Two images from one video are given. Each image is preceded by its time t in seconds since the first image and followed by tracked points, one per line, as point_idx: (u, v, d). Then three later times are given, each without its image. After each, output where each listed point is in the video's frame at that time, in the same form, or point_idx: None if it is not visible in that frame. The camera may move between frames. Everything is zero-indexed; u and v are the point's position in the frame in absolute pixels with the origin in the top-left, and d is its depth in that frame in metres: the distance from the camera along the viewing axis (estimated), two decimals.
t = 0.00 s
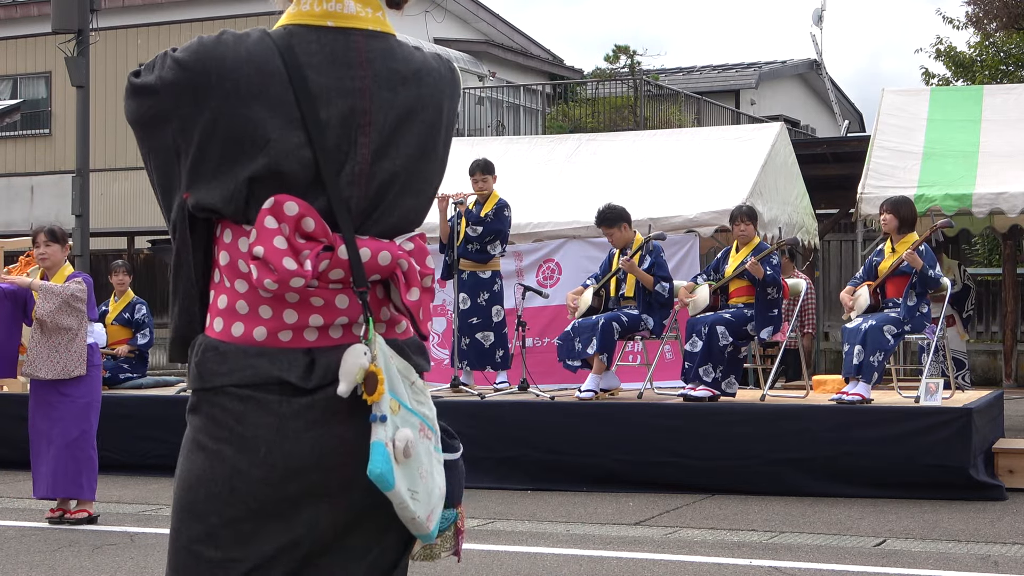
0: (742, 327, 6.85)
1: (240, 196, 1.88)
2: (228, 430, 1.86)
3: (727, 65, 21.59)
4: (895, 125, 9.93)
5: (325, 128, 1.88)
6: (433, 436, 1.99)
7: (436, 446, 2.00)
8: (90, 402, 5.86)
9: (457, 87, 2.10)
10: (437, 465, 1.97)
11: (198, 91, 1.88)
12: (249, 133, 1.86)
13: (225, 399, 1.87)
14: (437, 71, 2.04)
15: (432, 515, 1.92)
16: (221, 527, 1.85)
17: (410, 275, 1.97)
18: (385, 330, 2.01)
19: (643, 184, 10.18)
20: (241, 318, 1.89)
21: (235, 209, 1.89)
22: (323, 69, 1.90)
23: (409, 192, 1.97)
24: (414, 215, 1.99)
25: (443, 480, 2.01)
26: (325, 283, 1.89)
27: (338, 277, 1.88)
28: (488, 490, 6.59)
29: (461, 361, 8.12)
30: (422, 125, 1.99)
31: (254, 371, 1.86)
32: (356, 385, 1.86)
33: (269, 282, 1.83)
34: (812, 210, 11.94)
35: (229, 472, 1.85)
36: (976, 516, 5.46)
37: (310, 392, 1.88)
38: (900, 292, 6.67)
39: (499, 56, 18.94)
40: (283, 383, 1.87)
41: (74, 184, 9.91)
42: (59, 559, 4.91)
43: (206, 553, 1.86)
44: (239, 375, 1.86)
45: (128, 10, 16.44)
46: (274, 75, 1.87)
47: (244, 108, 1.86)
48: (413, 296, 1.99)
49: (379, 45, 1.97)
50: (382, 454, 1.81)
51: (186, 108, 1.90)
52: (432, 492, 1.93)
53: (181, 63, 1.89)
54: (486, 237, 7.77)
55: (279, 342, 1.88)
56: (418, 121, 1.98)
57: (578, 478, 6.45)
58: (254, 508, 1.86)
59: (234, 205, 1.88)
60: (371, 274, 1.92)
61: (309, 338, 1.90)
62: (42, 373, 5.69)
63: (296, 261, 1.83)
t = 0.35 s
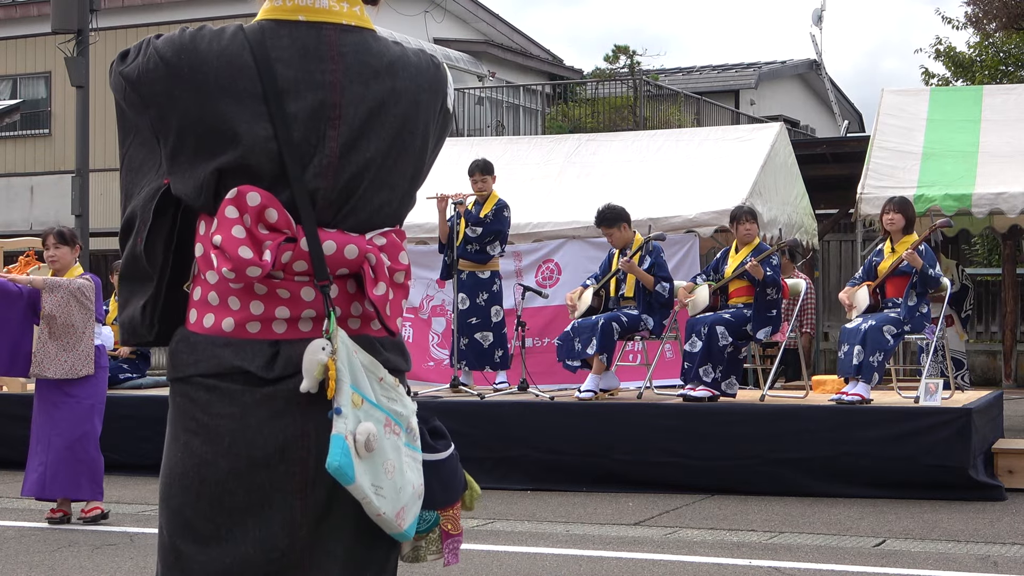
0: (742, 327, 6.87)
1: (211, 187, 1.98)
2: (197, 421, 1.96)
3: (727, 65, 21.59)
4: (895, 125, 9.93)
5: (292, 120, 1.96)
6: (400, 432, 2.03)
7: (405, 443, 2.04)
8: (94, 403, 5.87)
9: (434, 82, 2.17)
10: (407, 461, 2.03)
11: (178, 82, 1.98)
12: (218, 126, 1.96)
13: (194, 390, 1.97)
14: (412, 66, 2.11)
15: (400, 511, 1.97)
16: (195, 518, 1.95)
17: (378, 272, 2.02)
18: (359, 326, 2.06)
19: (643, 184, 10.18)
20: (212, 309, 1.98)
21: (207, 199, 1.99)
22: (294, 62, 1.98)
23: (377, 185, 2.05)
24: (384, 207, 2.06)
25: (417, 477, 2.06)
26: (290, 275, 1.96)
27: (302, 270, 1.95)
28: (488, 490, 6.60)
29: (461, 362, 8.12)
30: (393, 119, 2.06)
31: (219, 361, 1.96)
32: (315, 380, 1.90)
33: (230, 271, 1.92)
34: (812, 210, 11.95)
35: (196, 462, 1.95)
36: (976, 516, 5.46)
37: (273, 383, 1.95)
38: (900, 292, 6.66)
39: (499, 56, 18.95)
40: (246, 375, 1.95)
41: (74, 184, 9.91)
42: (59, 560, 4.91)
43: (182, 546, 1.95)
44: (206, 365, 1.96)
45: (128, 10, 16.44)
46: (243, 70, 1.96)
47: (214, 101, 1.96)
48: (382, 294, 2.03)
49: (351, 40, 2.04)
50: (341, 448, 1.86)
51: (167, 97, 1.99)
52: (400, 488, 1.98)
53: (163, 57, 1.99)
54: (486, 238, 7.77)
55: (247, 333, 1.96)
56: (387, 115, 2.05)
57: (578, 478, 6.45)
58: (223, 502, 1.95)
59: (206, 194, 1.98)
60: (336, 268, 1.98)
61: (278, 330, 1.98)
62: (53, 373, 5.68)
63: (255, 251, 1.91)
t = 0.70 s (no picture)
0: (742, 327, 6.86)
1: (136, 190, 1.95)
2: (129, 433, 1.92)
3: (727, 65, 21.60)
4: (895, 125, 9.93)
5: (214, 119, 1.92)
6: (330, 440, 1.92)
7: (336, 452, 1.93)
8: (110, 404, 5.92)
9: (384, 85, 2.07)
10: (334, 469, 1.92)
11: (110, 80, 1.97)
12: (142, 127, 1.93)
13: (124, 401, 1.93)
14: (353, 68, 2.03)
15: (319, 523, 1.88)
16: (132, 533, 1.90)
17: (300, 273, 1.93)
18: (292, 330, 1.98)
19: (643, 185, 10.19)
20: (141, 317, 1.94)
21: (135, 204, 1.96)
22: (218, 61, 1.95)
23: (310, 188, 1.96)
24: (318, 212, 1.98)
25: (353, 487, 1.95)
26: (212, 277, 1.91)
27: (220, 272, 1.90)
28: (488, 490, 6.59)
29: (460, 361, 8.12)
30: (325, 119, 1.97)
31: (142, 369, 1.91)
32: (224, 381, 1.84)
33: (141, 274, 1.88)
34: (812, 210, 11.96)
35: (127, 475, 1.91)
36: (976, 517, 5.46)
37: (194, 392, 1.89)
38: (900, 292, 6.65)
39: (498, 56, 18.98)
40: (169, 382, 1.89)
41: (74, 184, 9.91)
42: (58, 560, 4.91)
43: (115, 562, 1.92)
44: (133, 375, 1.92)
45: (127, 9, 16.43)
46: (169, 69, 1.94)
47: (140, 102, 1.94)
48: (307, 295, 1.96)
49: (283, 39, 1.99)
50: (233, 455, 1.77)
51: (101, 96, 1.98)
52: (317, 498, 1.87)
53: (100, 58, 1.99)
54: (485, 237, 7.76)
55: (174, 340, 1.92)
56: (318, 116, 1.97)
57: (577, 478, 6.45)
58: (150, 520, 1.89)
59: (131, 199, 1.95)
60: (257, 269, 1.92)
61: (207, 336, 1.92)
62: (47, 344, 5.77)
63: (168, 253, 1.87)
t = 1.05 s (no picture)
0: (742, 327, 6.85)
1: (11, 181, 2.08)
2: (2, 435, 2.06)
3: (727, 65, 21.58)
4: (895, 125, 9.92)
5: (80, 106, 2.04)
6: (198, 443, 2.02)
7: (206, 456, 2.03)
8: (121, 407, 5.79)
9: (263, 72, 2.17)
10: (200, 473, 2.02)
11: None
12: (15, 118, 2.06)
13: None
14: (227, 55, 2.13)
15: (179, 527, 1.99)
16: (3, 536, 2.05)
17: (165, 265, 2.04)
18: (165, 328, 2.09)
19: (643, 185, 10.18)
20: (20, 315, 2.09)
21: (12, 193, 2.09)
22: (88, 48, 2.07)
23: (181, 174, 2.08)
24: (188, 198, 2.09)
25: (223, 493, 2.06)
26: (78, 273, 2.03)
27: (85, 267, 2.02)
28: (488, 490, 6.59)
29: (461, 361, 8.13)
30: (195, 105, 2.08)
31: (15, 368, 2.06)
32: (83, 379, 1.95)
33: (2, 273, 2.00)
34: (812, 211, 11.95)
35: None
36: (975, 517, 5.46)
37: (60, 393, 2.03)
38: (900, 292, 6.65)
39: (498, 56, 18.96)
40: (36, 382, 2.04)
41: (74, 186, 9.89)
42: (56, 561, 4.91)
43: None
44: (7, 374, 2.07)
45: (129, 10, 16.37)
46: (39, 60, 2.06)
47: (11, 93, 2.06)
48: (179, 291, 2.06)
49: (153, 23, 2.10)
50: (80, 455, 1.88)
51: None
52: (175, 503, 1.98)
53: None
54: (485, 235, 7.76)
55: (48, 338, 2.06)
56: (186, 102, 2.07)
57: (577, 478, 6.45)
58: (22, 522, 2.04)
59: (5, 190, 2.09)
60: (124, 263, 2.04)
61: (77, 334, 2.06)
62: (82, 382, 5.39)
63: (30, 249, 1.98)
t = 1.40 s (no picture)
0: (742, 327, 6.85)
1: None
2: None
3: (727, 65, 21.60)
4: (895, 125, 9.93)
5: (27, 104, 1.85)
6: (157, 438, 1.85)
7: (167, 451, 1.86)
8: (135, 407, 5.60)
9: (217, 64, 1.94)
10: (163, 469, 1.84)
11: None
12: None
13: None
14: (179, 45, 1.91)
15: (145, 525, 1.82)
16: None
17: (115, 263, 1.82)
18: (119, 324, 1.87)
19: (643, 185, 10.19)
20: None
21: None
22: (36, 44, 1.87)
23: (130, 175, 1.87)
24: (140, 198, 1.88)
25: (188, 487, 1.88)
26: (30, 270, 1.84)
27: (38, 265, 1.82)
28: (488, 490, 6.59)
29: (464, 362, 8.11)
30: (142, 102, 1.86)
31: None
32: (34, 382, 1.76)
33: None
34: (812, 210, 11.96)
35: None
36: (975, 517, 5.46)
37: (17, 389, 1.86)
38: (900, 292, 6.65)
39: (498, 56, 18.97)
40: None
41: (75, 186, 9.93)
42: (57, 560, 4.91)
43: None
44: None
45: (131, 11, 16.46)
46: None
47: None
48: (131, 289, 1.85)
49: (100, 16, 1.89)
50: (35, 457, 1.70)
51: None
52: (140, 501, 1.81)
53: None
54: (485, 234, 7.77)
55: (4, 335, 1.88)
56: (135, 97, 1.86)
57: (577, 477, 6.45)
58: None
59: None
60: (74, 260, 1.83)
61: (35, 330, 1.87)
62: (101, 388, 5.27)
63: None
